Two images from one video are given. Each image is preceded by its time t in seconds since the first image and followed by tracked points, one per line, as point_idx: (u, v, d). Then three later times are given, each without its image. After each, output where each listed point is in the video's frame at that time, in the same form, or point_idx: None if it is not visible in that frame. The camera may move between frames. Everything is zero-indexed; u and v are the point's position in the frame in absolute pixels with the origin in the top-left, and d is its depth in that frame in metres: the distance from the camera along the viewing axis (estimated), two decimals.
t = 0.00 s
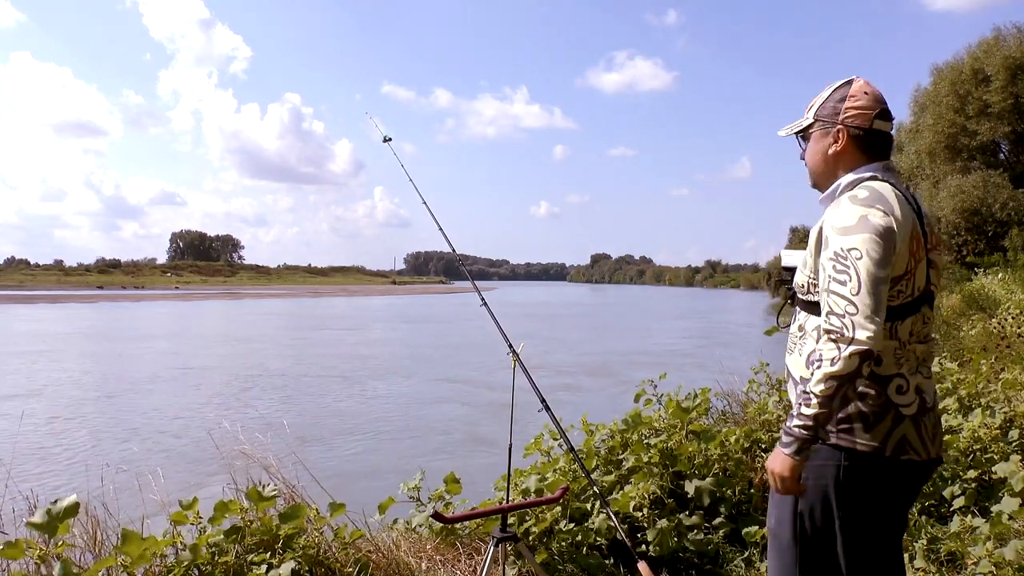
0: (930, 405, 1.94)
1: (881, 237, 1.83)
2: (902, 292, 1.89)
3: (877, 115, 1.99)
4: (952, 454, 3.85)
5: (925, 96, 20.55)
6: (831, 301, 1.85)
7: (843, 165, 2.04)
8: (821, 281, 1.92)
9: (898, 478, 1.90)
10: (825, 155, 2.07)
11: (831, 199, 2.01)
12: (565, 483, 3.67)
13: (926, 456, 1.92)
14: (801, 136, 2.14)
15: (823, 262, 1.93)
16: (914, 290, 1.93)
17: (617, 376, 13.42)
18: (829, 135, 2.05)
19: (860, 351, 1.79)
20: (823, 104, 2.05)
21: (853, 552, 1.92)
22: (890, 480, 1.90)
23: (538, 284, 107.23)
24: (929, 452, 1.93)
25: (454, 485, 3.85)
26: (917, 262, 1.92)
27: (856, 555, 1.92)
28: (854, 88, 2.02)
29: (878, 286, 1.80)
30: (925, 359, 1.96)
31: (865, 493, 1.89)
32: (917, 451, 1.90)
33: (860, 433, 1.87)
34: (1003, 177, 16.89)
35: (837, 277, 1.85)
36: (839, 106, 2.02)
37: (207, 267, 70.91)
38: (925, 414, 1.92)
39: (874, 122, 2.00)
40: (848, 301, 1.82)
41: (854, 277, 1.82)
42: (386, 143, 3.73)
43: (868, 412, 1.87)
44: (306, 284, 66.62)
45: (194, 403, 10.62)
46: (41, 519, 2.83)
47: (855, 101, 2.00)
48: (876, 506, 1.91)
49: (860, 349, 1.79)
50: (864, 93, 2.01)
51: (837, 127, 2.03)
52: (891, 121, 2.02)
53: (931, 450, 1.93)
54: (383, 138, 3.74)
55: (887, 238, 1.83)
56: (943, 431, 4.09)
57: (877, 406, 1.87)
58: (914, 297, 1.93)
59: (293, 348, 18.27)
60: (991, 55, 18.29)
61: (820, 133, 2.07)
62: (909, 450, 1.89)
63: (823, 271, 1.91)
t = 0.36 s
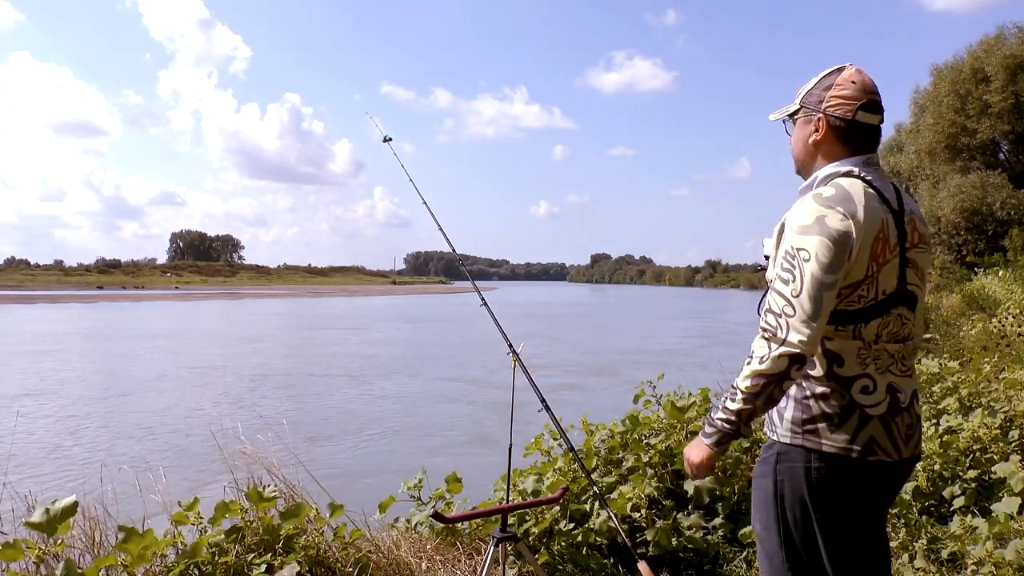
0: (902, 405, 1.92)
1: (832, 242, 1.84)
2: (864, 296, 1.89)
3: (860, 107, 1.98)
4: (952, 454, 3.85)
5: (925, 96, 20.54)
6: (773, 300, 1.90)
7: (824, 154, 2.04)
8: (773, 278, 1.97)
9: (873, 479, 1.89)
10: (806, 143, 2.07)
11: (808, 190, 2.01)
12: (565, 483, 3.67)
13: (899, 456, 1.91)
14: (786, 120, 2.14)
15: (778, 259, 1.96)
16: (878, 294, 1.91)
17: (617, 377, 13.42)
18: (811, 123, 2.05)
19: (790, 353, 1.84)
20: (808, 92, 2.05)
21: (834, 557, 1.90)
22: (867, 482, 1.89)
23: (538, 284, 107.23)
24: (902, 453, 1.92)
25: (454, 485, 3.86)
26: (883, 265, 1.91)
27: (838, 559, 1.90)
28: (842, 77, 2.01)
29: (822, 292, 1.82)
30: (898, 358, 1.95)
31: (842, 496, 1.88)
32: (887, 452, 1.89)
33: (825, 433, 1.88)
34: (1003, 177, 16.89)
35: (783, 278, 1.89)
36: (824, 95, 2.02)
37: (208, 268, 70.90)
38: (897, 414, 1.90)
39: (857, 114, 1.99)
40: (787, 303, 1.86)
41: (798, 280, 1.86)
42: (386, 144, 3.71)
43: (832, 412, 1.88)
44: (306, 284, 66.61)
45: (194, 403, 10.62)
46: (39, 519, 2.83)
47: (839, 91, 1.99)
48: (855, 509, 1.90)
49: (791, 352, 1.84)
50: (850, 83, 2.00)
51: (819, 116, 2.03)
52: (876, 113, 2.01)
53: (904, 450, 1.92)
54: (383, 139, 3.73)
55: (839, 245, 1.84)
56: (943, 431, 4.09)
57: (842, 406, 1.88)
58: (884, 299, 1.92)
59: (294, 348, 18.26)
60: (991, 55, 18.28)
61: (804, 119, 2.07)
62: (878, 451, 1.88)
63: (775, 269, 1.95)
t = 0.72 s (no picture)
0: (907, 400, 1.93)
1: (849, 230, 1.83)
2: (875, 294, 1.89)
3: (869, 116, 1.98)
4: (952, 454, 3.85)
5: (925, 96, 20.55)
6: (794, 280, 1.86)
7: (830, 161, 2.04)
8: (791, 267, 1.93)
9: (880, 474, 1.90)
10: (814, 148, 2.08)
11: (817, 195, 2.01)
12: (566, 484, 3.67)
13: (905, 449, 1.92)
14: (795, 125, 2.14)
15: (795, 250, 1.93)
16: (885, 292, 1.91)
17: (617, 376, 13.41)
18: (819, 129, 2.05)
19: (813, 325, 1.79)
20: (819, 99, 2.05)
21: (842, 555, 1.91)
22: (873, 477, 1.89)
23: (537, 284, 107.26)
24: (908, 446, 1.92)
25: (454, 485, 3.86)
26: (888, 265, 1.92)
27: (846, 556, 1.91)
28: (852, 84, 2.01)
29: (842, 273, 1.80)
30: (901, 354, 1.95)
31: (852, 490, 1.88)
32: (894, 447, 1.89)
33: (835, 430, 1.87)
34: (1003, 177, 16.90)
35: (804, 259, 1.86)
36: (832, 102, 2.02)
37: (207, 268, 70.88)
38: (902, 409, 1.91)
39: (865, 122, 1.98)
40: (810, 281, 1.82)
41: (820, 260, 1.83)
42: (386, 143, 3.66)
43: (842, 409, 1.87)
44: (306, 284, 66.57)
45: (194, 403, 10.59)
46: (37, 515, 2.84)
47: (848, 99, 1.99)
48: (862, 505, 1.90)
49: (813, 326, 1.79)
50: (859, 90, 1.99)
51: (827, 122, 2.03)
52: (885, 121, 2.01)
53: (909, 444, 1.93)
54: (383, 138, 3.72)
55: (855, 233, 1.83)
56: (944, 431, 4.08)
57: (852, 403, 1.87)
58: (889, 296, 1.92)
59: (293, 348, 18.24)
60: (991, 54, 18.27)
61: (812, 125, 2.07)
62: (886, 446, 1.88)
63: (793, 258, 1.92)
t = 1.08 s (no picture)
0: (918, 397, 1.93)
1: (859, 192, 1.85)
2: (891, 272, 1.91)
3: (878, 118, 1.98)
4: (952, 455, 3.85)
5: (925, 96, 20.56)
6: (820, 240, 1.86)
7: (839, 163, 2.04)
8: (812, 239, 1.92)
9: (890, 474, 1.90)
10: (822, 150, 2.08)
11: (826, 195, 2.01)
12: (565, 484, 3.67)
13: (916, 445, 1.92)
14: (803, 129, 2.15)
15: (810, 226, 1.93)
16: (896, 277, 1.92)
17: (617, 376, 13.41)
18: (828, 133, 2.05)
19: (853, 268, 1.77)
20: (828, 103, 2.05)
21: (854, 555, 1.91)
22: (884, 477, 1.90)
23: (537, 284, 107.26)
24: (920, 441, 1.93)
25: (454, 485, 3.86)
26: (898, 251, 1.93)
27: (857, 557, 1.91)
28: (861, 87, 2.01)
29: (866, 223, 1.80)
30: (911, 348, 1.96)
31: (863, 491, 1.89)
32: (906, 443, 1.90)
33: (849, 426, 1.87)
34: (1003, 178, 16.90)
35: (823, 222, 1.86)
36: (841, 106, 2.02)
37: (207, 267, 70.84)
38: (912, 405, 1.91)
39: (873, 125, 1.99)
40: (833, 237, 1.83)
41: (838, 220, 1.83)
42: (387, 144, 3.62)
43: (857, 405, 1.87)
44: (306, 284, 66.54)
45: (193, 403, 10.56)
46: (50, 521, 2.83)
47: (856, 103, 1.99)
48: (871, 506, 1.90)
49: (854, 267, 1.77)
50: (868, 92, 2.00)
51: (836, 126, 2.03)
52: (892, 125, 2.01)
53: (920, 439, 1.93)
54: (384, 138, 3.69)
55: (866, 195, 1.85)
56: (944, 431, 4.08)
57: (866, 398, 1.87)
58: (898, 288, 1.93)
59: (294, 348, 18.21)
60: (992, 55, 18.27)
61: (821, 130, 2.07)
62: (897, 443, 1.89)
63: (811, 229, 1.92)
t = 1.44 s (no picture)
0: (919, 397, 1.93)
1: (862, 215, 1.82)
2: (884, 289, 1.92)
3: (882, 115, 1.98)
4: (952, 454, 3.85)
5: (925, 96, 20.57)
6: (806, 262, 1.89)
7: (843, 161, 2.04)
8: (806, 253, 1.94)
9: (892, 472, 1.90)
10: (826, 147, 2.08)
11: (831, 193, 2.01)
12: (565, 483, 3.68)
13: (918, 445, 1.92)
14: (808, 124, 2.14)
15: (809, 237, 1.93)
16: (898, 286, 1.93)
17: (618, 376, 13.41)
18: (832, 129, 2.05)
19: (824, 302, 1.81)
20: (833, 99, 2.05)
21: (858, 554, 1.90)
22: (886, 476, 1.90)
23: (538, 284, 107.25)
24: (922, 441, 1.93)
25: (454, 485, 3.85)
26: (905, 261, 1.93)
27: (861, 556, 1.90)
28: (865, 85, 2.01)
29: (849, 253, 1.80)
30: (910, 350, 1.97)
31: (866, 490, 1.89)
32: (908, 443, 1.90)
33: (850, 424, 1.88)
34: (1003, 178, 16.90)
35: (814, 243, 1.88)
36: (846, 103, 2.01)
37: (208, 267, 70.83)
38: (914, 405, 1.91)
39: (878, 122, 1.99)
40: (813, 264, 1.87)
41: (828, 243, 1.84)
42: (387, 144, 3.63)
43: (858, 404, 1.87)
44: (306, 284, 66.53)
45: (194, 403, 10.56)
46: (49, 521, 2.83)
47: (862, 99, 1.99)
48: (874, 504, 1.90)
49: (825, 301, 1.81)
50: (873, 88, 1.99)
51: (841, 123, 2.03)
52: (897, 122, 2.01)
53: (922, 439, 1.93)
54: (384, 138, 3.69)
55: (868, 218, 1.82)
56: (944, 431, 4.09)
57: (867, 397, 1.87)
58: (899, 293, 1.94)
59: (294, 347, 18.21)
60: (992, 55, 18.29)
61: (825, 126, 2.07)
62: (899, 442, 1.88)
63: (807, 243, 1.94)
